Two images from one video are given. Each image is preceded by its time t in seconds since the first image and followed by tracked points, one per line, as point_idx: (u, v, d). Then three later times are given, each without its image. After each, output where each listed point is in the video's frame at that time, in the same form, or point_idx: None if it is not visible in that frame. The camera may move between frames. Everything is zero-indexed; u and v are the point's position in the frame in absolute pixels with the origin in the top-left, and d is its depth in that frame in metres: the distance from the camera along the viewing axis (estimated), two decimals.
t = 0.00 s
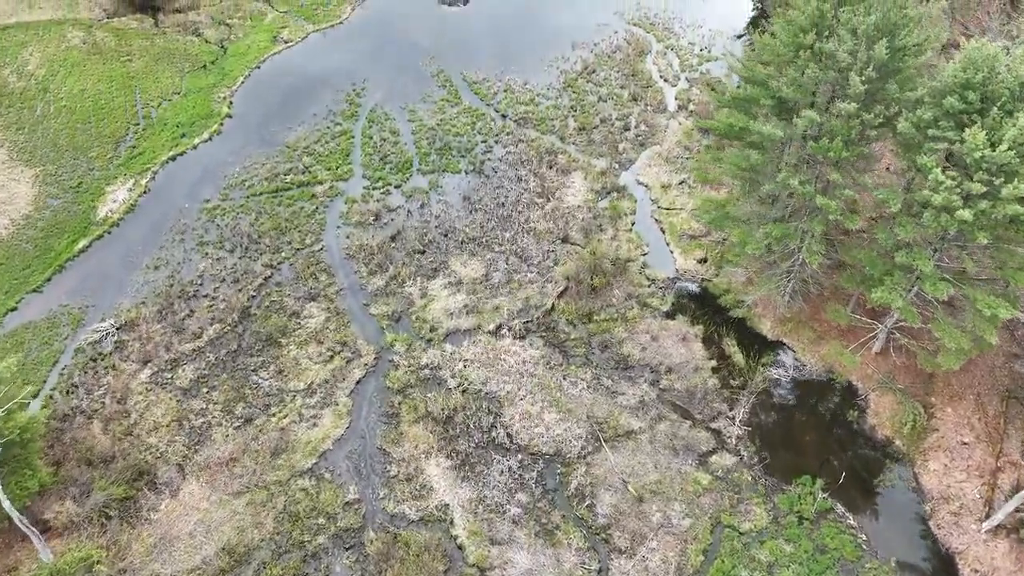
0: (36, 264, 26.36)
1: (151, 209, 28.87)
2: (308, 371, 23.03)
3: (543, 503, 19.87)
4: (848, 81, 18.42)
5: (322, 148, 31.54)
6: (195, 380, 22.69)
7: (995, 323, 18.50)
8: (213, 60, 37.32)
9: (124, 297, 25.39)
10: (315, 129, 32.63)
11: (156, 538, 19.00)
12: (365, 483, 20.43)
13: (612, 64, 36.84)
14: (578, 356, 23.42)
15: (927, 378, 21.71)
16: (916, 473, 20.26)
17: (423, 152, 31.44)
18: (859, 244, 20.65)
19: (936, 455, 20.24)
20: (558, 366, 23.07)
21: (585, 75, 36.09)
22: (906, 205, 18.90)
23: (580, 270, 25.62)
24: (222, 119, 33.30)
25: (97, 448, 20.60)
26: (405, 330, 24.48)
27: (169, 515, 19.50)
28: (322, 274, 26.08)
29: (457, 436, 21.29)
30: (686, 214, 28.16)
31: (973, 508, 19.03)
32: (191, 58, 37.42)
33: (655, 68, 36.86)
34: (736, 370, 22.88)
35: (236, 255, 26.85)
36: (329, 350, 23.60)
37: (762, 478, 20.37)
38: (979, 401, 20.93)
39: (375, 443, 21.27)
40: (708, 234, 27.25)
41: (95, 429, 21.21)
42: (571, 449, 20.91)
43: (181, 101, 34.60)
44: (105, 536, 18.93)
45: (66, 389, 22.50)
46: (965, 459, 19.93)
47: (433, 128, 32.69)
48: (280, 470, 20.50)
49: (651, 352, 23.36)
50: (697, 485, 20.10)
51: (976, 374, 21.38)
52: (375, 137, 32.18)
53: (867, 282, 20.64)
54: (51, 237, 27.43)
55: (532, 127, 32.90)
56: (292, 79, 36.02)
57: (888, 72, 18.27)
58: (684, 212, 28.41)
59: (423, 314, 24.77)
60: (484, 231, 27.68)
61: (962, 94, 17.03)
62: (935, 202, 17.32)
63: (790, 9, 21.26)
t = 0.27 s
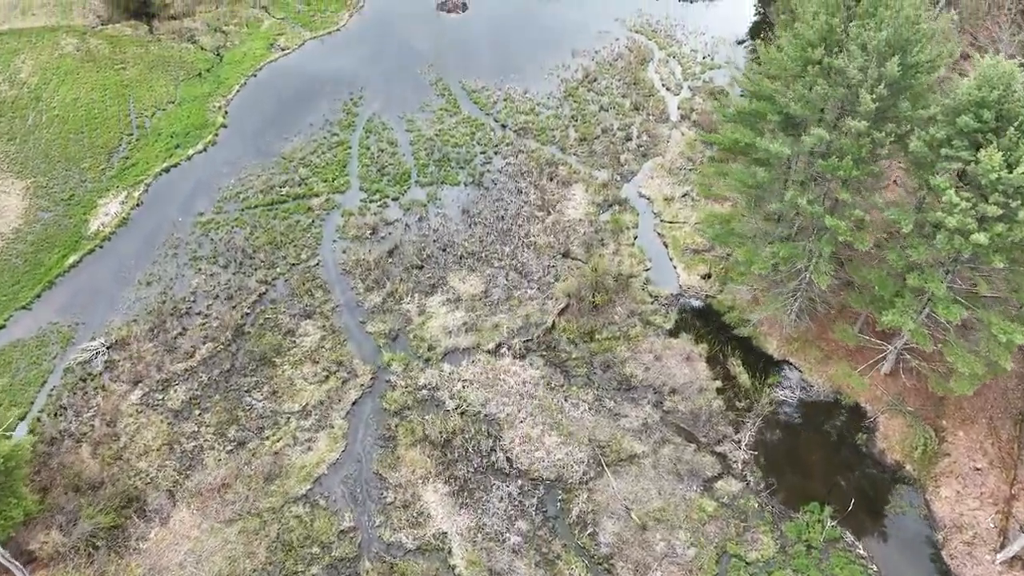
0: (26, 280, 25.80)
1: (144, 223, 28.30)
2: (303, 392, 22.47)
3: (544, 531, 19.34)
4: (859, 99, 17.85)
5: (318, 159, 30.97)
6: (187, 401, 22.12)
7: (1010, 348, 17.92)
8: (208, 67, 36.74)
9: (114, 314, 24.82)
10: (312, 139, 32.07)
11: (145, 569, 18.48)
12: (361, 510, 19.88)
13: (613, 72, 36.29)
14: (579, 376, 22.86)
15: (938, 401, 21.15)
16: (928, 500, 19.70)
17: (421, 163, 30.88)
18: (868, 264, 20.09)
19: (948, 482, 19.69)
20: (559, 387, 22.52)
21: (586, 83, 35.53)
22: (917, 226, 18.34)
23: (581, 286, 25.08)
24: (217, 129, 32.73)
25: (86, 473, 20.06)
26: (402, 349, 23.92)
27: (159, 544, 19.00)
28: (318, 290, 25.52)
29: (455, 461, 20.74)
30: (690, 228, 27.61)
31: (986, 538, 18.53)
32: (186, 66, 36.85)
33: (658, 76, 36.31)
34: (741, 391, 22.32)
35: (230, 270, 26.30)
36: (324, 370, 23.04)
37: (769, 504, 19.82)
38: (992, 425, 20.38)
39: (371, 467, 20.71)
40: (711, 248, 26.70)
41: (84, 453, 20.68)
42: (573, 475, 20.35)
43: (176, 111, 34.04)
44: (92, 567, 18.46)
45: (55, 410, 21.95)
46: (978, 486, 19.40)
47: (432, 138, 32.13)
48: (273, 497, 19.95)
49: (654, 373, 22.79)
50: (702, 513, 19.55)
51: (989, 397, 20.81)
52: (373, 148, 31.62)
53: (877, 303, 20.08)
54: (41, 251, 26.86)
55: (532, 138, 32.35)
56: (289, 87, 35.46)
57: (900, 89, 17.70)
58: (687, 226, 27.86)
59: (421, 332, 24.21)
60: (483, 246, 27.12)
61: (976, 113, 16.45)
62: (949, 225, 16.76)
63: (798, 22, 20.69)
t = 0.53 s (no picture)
0: (14, 297, 25.24)
1: (137, 236, 27.76)
2: (298, 414, 21.90)
3: (544, 561, 18.79)
4: (870, 117, 17.31)
5: (314, 171, 30.40)
6: (178, 424, 21.55)
7: None
8: (204, 76, 36.19)
9: (105, 332, 24.26)
10: (308, 150, 31.52)
11: None
12: (356, 539, 19.33)
13: (614, 80, 35.72)
14: (581, 397, 22.30)
15: (950, 424, 20.58)
16: (940, 528, 19.14)
17: (419, 175, 30.30)
18: (879, 285, 19.52)
19: (961, 510, 19.15)
20: (560, 409, 21.96)
21: (588, 92, 34.97)
22: (930, 247, 17.78)
23: (583, 304, 24.52)
24: (212, 140, 32.21)
25: (73, 501, 19.51)
26: (400, 369, 23.35)
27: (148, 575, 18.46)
28: (314, 307, 24.96)
29: (454, 486, 20.17)
30: (694, 243, 27.08)
31: (1001, 570, 18.07)
32: (181, 74, 36.29)
33: (660, 85, 35.73)
34: (747, 413, 21.76)
35: (224, 286, 25.73)
36: (320, 391, 22.49)
37: (777, 533, 19.25)
38: (1006, 451, 19.81)
39: (367, 494, 20.16)
40: (716, 264, 26.15)
41: (72, 479, 20.12)
42: (574, 501, 19.79)
43: (170, 120, 33.49)
44: None
45: (42, 434, 21.40)
46: (992, 515, 18.87)
47: (430, 149, 31.56)
48: (266, 525, 19.39)
49: (657, 394, 22.23)
50: (707, 542, 18.99)
51: (1003, 421, 20.20)
52: (370, 159, 31.06)
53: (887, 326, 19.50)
54: (31, 266, 26.29)
55: (532, 149, 31.79)
56: (285, 96, 34.92)
57: (912, 108, 17.13)
58: (691, 241, 27.30)
59: (419, 351, 23.65)
60: (483, 260, 26.55)
61: (992, 132, 15.86)
62: (964, 249, 16.20)
63: (806, 36, 20.13)
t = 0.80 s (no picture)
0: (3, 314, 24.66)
1: (129, 251, 27.19)
2: (292, 437, 21.33)
3: None
4: (882, 136, 16.77)
5: (310, 183, 29.84)
6: (169, 448, 20.99)
7: None
8: (199, 84, 35.63)
9: (95, 351, 23.68)
10: (304, 161, 30.95)
11: None
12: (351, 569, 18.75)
13: (616, 89, 35.16)
14: (583, 419, 21.74)
15: (962, 449, 20.02)
16: (953, 558, 18.54)
17: (417, 187, 29.73)
18: (890, 308, 18.96)
19: (975, 539, 18.60)
20: (561, 432, 21.39)
21: (589, 101, 34.41)
22: (943, 270, 17.23)
23: (585, 322, 23.96)
24: (207, 151, 31.66)
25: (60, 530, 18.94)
26: (397, 390, 22.76)
27: None
28: (309, 325, 24.41)
29: (452, 514, 19.61)
30: (697, 259, 26.52)
31: None
32: (176, 82, 35.73)
33: (662, 94, 35.17)
34: (753, 437, 21.20)
35: (217, 303, 25.16)
36: (315, 413, 21.93)
37: (785, 563, 18.70)
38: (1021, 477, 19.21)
39: (363, 521, 19.59)
40: (720, 280, 25.59)
41: (59, 506, 19.56)
42: (576, 529, 19.21)
43: (164, 130, 32.91)
44: None
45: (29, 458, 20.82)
46: (1007, 545, 18.31)
47: (429, 160, 30.99)
48: (259, 554, 18.82)
49: (661, 416, 21.68)
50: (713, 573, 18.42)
51: (1017, 446, 19.62)
52: (368, 170, 30.49)
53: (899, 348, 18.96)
54: (20, 283, 25.70)
55: (533, 160, 31.23)
56: (281, 105, 34.37)
57: (925, 127, 16.61)
58: (695, 256, 26.75)
59: (417, 371, 23.09)
60: (482, 276, 26.00)
61: (1008, 153, 15.30)
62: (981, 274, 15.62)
63: (814, 50, 19.59)
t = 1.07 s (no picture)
0: None
1: (121, 267, 26.61)
2: (286, 461, 20.77)
3: None
4: (895, 156, 16.25)
5: (307, 196, 29.28)
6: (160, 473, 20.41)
7: None
8: (194, 93, 35.07)
9: (85, 371, 23.11)
10: (300, 173, 30.37)
11: None
12: None
13: (617, 98, 34.61)
14: (585, 443, 21.18)
15: (974, 476, 19.41)
16: None
17: (415, 199, 29.16)
18: (901, 332, 18.40)
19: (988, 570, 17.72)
20: (563, 456, 20.82)
21: (590, 110, 33.86)
22: (958, 295, 16.67)
23: (586, 341, 23.43)
24: (201, 163, 31.08)
25: (46, 560, 18.34)
26: (394, 411, 22.20)
27: None
28: (305, 343, 23.85)
29: (450, 543, 19.02)
30: (701, 275, 25.98)
31: None
32: (171, 91, 35.16)
33: (664, 103, 34.62)
34: (760, 462, 20.64)
35: (210, 321, 24.59)
36: (310, 436, 21.36)
37: None
38: None
39: (358, 550, 19.00)
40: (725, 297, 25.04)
41: (45, 535, 18.96)
42: (578, 559, 18.60)
43: (158, 141, 32.33)
44: None
45: (15, 484, 20.21)
46: None
47: (427, 171, 30.43)
48: None
49: (665, 439, 21.11)
50: None
51: None
52: (365, 182, 29.92)
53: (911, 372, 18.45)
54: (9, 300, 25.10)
55: (533, 171, 30.68)
56: (277, 115, 33.79)
57: (939, 147, 16.15)
58: (698, 271, 26.20)
59: (414, 392, 22.51)
60: (482, 292, 25.44)
61: None
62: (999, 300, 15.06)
63: (822, 66, 19.06)
